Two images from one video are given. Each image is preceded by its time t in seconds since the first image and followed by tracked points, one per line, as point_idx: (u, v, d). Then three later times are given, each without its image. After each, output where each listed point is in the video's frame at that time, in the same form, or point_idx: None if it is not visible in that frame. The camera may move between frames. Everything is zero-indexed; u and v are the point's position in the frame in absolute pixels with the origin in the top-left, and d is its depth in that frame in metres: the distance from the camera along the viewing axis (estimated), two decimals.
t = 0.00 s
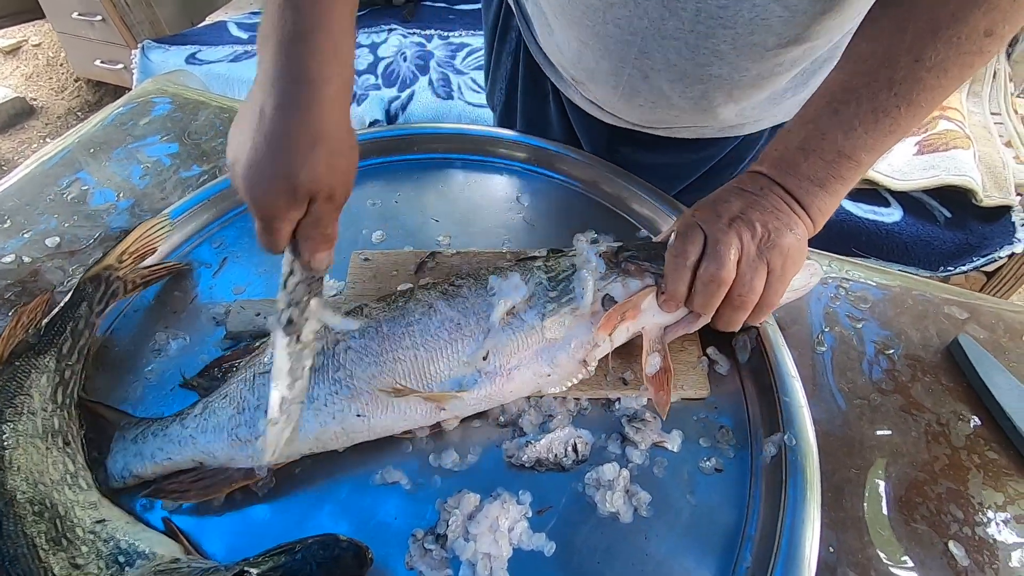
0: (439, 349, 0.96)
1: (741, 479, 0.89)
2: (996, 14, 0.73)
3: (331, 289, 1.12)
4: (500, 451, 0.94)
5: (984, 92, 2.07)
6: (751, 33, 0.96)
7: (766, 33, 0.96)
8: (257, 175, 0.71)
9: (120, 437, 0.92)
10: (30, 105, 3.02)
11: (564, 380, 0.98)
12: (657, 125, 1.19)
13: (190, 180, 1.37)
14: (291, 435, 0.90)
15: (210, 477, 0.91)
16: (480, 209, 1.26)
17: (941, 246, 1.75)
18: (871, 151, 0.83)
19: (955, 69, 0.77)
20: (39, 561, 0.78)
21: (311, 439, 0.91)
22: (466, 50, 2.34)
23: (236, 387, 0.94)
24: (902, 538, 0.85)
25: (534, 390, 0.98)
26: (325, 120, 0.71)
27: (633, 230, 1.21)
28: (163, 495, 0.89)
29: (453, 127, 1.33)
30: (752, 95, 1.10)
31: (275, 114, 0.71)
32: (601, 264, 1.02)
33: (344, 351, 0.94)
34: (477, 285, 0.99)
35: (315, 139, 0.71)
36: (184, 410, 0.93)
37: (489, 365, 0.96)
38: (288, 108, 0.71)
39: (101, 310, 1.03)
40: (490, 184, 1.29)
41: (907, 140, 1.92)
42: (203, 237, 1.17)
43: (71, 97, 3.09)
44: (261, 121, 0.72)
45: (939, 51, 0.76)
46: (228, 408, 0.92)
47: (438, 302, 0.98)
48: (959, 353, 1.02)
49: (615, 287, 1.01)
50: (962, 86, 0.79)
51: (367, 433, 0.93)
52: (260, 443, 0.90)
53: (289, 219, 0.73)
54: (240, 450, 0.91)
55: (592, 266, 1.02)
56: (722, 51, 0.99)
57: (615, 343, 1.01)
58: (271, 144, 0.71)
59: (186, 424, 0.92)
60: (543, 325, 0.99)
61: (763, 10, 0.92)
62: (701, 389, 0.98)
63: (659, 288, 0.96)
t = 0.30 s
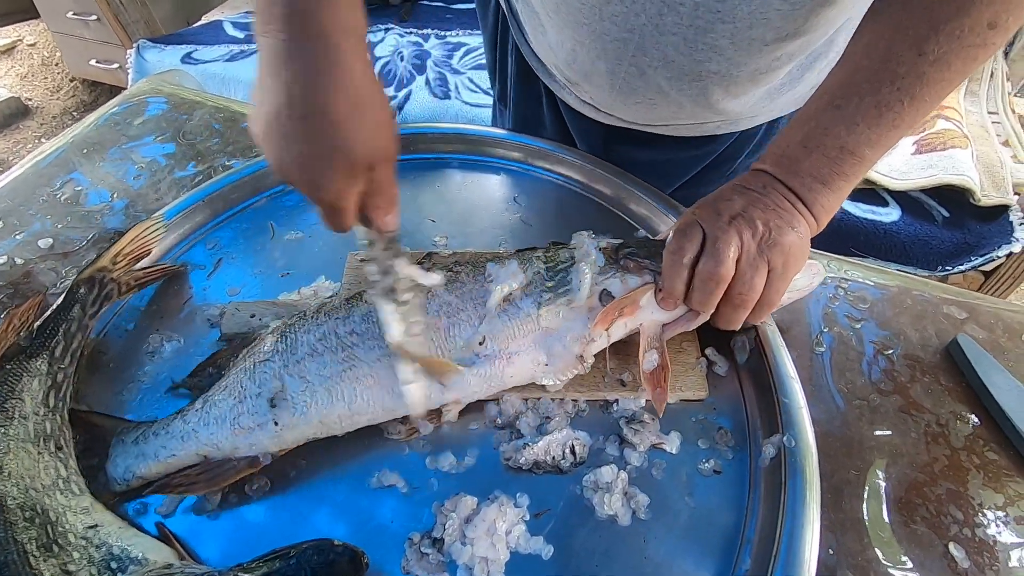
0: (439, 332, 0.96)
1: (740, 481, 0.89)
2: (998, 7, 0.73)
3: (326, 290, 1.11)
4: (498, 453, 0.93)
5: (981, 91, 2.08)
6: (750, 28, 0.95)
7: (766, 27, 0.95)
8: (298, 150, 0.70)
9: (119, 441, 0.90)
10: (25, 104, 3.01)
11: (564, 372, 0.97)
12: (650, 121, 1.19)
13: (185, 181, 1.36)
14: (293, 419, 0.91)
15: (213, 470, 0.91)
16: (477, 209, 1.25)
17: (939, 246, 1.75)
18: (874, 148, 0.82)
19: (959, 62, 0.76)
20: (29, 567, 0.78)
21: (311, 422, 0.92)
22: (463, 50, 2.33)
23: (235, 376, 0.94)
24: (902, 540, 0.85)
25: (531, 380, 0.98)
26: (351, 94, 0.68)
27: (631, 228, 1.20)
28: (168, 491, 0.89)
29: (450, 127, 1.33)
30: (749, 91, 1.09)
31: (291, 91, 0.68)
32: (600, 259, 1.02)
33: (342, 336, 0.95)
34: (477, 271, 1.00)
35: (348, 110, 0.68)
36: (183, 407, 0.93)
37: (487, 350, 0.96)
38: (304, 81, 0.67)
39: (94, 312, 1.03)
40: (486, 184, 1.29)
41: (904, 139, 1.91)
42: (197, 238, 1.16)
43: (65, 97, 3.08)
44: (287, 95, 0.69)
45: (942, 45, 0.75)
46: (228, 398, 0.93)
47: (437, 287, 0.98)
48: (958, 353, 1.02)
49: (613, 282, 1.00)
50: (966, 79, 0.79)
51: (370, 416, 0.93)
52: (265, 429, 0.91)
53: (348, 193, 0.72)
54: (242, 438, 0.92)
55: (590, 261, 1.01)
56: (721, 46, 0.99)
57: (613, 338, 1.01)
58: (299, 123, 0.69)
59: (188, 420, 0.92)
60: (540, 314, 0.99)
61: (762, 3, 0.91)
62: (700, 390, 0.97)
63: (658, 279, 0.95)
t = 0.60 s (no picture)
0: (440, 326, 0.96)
1: (740, 479, 0.89)
2: (993, 5, 0.72)
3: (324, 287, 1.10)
4: (497, 452, 0.93)
5: (980, 89, 2.07)
6: (747, 23, 0.95)
7: (762, 26, 0.95)
8: (418, 127, 0.82)
9: (121, 423, 0.92)
10: (22, 102, 2.99)
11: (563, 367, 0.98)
12: (645, 121, 1.19)
13: (182, 179, 1.36)
14: (291, 409, 0.92)
15: (214, 454, 0.92)
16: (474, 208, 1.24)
17: (938, 245, 1.75)
18: (870, 146, 0.81)
19: (954, 60, 0.75)
20: (26, 565, 0.77)
21: (309, 411, 0.92)
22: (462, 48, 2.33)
23: (233, 363, 0.95)
24: (902, 539, 0.84)
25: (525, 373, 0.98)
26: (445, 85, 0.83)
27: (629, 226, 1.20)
28: (168, 474, 0.90)
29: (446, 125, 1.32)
30: (748, 89, 1.09)
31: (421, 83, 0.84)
32: (596, 255, 1.01)
33: (344, 326, 0.96)
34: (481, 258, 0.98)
35: (435, 99, 0.83)
36: (182, 393, 0.94)
37: (489, 343, 0.96)
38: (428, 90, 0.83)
39: (90, 310, 1.02)
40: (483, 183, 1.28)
41: (904, 138, 1.91)
42: (194, 236, 1.16)
43: (62, 95, 3.06)
44: (418, 99, 0.84)
45: (937, 42, 0.74)
46: (228, 385, 0.93)
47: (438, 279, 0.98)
48: (958, 351, 1.02)
49: (609, 279, 1.00)
50: (960, 78, 0.78)
51: (374, 402, 0.95)
52: (262, 418, 0.92)
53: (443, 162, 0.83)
54: (243, 425, 0.92)
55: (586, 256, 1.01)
56: (717, 42, 0.98)
57: (605, 334, 1.00)
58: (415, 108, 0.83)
59: (187, 405, 0.93)
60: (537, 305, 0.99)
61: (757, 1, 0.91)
62: (699, 388, 0.97)
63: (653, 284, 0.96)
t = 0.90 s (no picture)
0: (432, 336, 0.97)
1: (741, 476, 0.89)
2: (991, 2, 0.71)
3: (324, 284, 1.11)
4: (497, 448, 0.93)
5: (982, 87, 2.07)
6: (734, 24, 0.95)
7: (750, 24, 0.95)
8: (395, 188, 0.83)
9: (109, 424, 0.91)
10: (22, 99, 2.99)
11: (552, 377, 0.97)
12: (646, 117, 1.19)
13: (182, 175, 1.35)
14: (276, 417, 0.91)
15: (198, 459, 0.91)
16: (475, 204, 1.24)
17: (939, 243, 1.76)
18: (866, 141, 0.81)
19: (951, 58, 0.75)
20: (26, 560, 0.77)
21: (295, 420, 0.92)
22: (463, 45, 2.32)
23: (225, 368, 0.95)
24: (902, 536, 0.84)
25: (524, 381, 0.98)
26: (426, 142, 0.82)
27: (628, 223, 1.19)
28: (153, 477, 0.89)
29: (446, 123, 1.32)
30: (740, 85, 1.09)
31: (394, 145, 0.83)
32: (594, 259, 1.00)
33: (333, 335, 0.95)
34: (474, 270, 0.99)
35: (415, 170, 0.82)
36: (173, 395, 0.94)
37: (480, 352, 0.96)
38: (404, 107, 0.83)
39: (90, 304, 1.02)
40: (484, 179, 1.28)
41: (905, 136, 1.91)
42: (194, 231, 1.16)
43: (62, 91, 3.06)
44: (387, 122, 0.84)
45: (935, 38, 0.74)
46: (217, 389, 0.93)
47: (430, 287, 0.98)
48: (959, 349, 1.02)
49: (606, 281, 0.99)
50: (957, 75, 0.77)
51: (359, 416, 0.94)
52: (249, 424, 0.91)
53: (426, 220, 0.85)
54: (230, 431, 0.91)
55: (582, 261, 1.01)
56: (705, 43, 0.98)
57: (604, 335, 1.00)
58: (393, 168, 0.83)
59: (176, 408, 0.92)
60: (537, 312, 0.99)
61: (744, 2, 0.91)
62: (700, 385, 0.97)
63: (652, 281, 0.95)
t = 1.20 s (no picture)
0: (436, 317, 0.99)
1: (742, 474, 0.89)
2: (996, 4, 0.71)
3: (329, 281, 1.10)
4: (499, 445, 0.93)
5: (985, 87, 2.07)
6: (757, 28, 0.97)
7: (772, 27, 0.96)
8: (517, 159, 0.90)
9: (121, 406, 0.93)
10: (24, 96, 3.00)
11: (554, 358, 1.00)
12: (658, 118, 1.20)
13: (185, 172, 1.36)
14: (282, 393, 0.93)
15: (208, 435, 0.93)
16: (478, 201, 1.25)
17: (941, 242, 1.76)
18: (871, 141, 0.81)
19: (956, 58, 0.75)
20: (31, 552, 0.77)
21: (300, 396, 0.94)
22: (465, 43, 2.32)
23: (234, 346, 0.97)
24: (904, 534, 0.85)
25: (522, 367, 1.00)
26: (549, 116, 0.90)
27: (632, 222, 1.19)
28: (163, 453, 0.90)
29: (451, 120, 1.34)
30: (750, 83, 1.11)
31: (522, 118, 0.90)
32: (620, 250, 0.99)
33: (339, 316, 0.97)
34: (479, 258, 1.02)
35: (546, 136, 0.90)
36: (184, 375, 0.96)
37: (481, 333, 0.99)
38: (521, 86, 0.90)
39: (94, 301, 1.02)
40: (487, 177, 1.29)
41: (908, 136, 1.91)
42: (199, 228, 1.16)
43: (65, 89, 3.07)
44: (502, 110, 0.91)
45: (940, 40, 0.74)
46: (227, 366, 0.95)
47: (436, 271, 1.01)
48: (961, 348, 1.02)
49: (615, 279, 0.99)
50: (962, 76, 0.78)
51: (363, 396, 0.95)
52: (256, 400, 0.93)
53: (551, 188, 0.93)
54: (236, 408, 0.93)
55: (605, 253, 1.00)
56: (728, 46, 1.00)
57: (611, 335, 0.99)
58: (515, 145, 0.91)
59: (187, 387, 0.94)
60: (542, 301, 1.00)
61: (768, 6, 0.92)
62: (702, 382, 0.97)
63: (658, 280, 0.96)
